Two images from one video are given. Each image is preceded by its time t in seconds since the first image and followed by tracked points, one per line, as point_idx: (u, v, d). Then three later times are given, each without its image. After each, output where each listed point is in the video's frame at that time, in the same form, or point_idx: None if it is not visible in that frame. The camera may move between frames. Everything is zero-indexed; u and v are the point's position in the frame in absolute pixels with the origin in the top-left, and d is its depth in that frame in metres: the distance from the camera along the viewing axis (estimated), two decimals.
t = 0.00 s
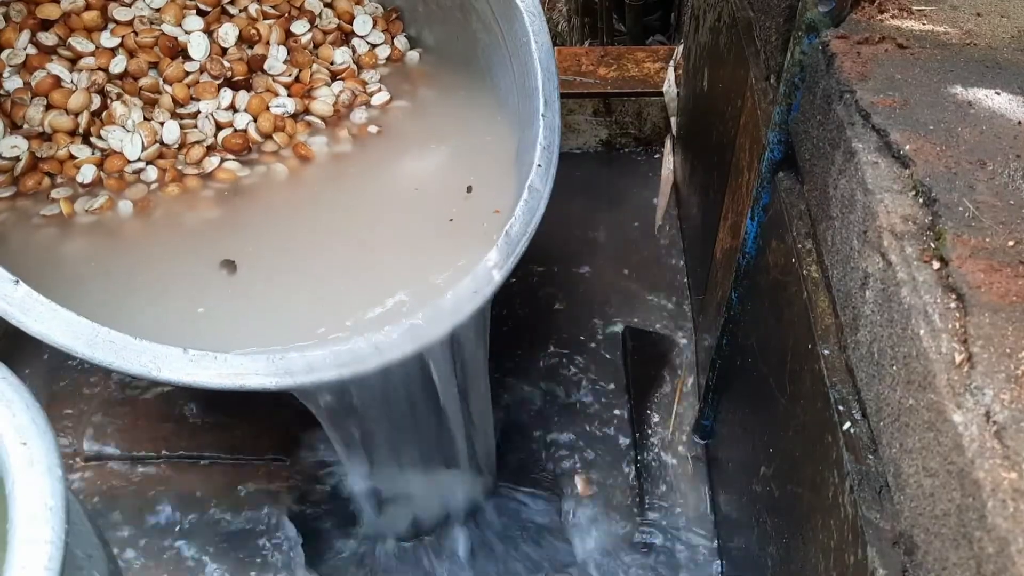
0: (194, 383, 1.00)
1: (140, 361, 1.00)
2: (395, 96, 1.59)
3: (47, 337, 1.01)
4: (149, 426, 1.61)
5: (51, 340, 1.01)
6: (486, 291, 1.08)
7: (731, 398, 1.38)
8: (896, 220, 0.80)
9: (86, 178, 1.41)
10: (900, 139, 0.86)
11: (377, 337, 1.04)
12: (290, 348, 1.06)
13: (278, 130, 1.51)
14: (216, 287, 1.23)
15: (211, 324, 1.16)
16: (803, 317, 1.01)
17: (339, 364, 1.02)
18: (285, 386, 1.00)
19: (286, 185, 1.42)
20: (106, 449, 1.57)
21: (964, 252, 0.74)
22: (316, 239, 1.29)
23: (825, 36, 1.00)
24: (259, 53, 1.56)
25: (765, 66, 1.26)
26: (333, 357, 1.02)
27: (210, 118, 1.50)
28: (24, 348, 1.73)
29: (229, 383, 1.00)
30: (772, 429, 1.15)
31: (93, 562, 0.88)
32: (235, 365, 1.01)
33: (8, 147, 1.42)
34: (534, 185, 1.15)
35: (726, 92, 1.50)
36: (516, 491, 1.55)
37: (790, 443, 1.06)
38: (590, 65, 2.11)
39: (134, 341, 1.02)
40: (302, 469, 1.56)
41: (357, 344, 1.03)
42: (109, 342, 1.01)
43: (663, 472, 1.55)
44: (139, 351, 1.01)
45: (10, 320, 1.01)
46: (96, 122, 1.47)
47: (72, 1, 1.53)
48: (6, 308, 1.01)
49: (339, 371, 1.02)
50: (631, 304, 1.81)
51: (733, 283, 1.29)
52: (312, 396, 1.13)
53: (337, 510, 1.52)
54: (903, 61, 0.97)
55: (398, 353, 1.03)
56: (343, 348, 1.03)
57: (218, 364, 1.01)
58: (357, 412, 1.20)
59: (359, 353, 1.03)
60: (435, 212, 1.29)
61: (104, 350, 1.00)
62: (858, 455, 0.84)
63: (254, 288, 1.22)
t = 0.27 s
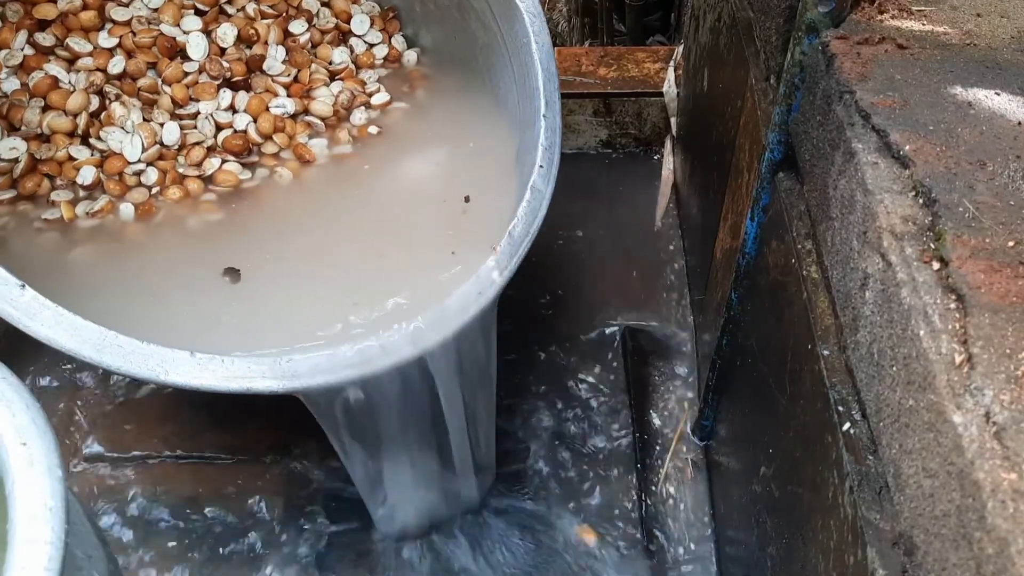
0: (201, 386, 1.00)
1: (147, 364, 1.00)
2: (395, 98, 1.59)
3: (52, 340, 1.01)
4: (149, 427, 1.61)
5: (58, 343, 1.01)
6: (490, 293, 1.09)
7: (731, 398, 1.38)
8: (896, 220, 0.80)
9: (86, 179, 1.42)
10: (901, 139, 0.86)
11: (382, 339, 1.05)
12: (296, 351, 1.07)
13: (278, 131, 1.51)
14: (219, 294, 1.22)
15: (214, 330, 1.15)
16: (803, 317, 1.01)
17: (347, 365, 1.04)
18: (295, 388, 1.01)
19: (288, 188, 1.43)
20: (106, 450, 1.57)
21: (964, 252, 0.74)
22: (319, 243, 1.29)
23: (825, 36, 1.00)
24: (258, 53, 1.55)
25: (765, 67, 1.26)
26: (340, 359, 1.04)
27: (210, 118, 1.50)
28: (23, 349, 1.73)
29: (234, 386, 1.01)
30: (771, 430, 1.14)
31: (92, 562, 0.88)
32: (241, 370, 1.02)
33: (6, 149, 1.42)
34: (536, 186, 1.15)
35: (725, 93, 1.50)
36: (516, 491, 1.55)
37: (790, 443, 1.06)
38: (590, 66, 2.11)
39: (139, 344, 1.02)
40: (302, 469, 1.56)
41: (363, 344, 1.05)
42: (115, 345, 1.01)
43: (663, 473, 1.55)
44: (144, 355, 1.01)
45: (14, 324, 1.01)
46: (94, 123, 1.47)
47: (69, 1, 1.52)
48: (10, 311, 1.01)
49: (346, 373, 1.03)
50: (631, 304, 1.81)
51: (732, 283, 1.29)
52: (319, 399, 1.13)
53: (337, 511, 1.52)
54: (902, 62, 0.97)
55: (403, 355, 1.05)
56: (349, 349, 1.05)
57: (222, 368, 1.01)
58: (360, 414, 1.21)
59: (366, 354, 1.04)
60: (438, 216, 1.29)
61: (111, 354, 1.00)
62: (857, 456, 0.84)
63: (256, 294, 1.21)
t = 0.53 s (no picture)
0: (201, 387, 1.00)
1: (148, 367, 1.00)
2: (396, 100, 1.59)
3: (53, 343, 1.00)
4: (148, 428, 1.61)
5: (58, 345, 1.01)
6: (491, 294, 1.08)
7: (731, 398, 1.38)
8: (895, 221, 0.80)
9: (86, 180, 1.42)
10: (900, 139, 0.86)
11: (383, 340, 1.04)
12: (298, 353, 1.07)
13: (279, 132, 1.50)
14: (219, 299, 1.22)
15: (214, 334, 1.15)
16: (803, 317, 1.01)
17: (348, 366, 1.02)
18: (294, 389, 1.01)
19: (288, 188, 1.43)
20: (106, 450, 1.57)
21: (964, 253, 0.74)
22: (319, 247, 1.28)
23: (825, 36, 1.00)
24: (258, 53, 1.55)
25: (764, 67, 1.26)
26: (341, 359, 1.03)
27: (210, 119, 1.50)
28: (23, 350, 1.73)
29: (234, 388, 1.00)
30: (771, 430, 1.14)
31: (91, 563, 0.88)
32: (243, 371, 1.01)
33: (6, 149, 1.41)
34: (536, 188, 1.15)
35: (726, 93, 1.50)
36: (516, 492, 1.55)
37: (790, 444, 1.06)
38: (589, 66, 2.11)
39: (140, 346, 1.01)
40: (302, 470, 1.56)
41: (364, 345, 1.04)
42: (116, 347, 1.01)
43: (663, 473, 1.55)
44: (145, 357, 1.00)
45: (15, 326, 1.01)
46: (94, 123, 1.47)
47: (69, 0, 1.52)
48: (11, 313, 1.01)
49: (347, 374, 1.02)
50: (630, 305, 1.81)
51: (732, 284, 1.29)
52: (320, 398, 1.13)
53: (337, 512, 1.52)
54: (902, 63, 0.97)
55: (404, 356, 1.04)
56: (350, 349, 1.03)
57: (224, 371, 1.01)
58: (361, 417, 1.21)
59: (368, 354, 1.03)
60: (438, 219, 1.28)
61: (112, 356, 1.00)
62: (857, 456, 0.84)
63: (257, 297, 1.21)
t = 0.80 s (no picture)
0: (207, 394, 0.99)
1: (151, 371, 1.00)
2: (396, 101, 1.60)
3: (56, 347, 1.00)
4: (148, 428, 1.60)
5: (62, 350, 1.00)
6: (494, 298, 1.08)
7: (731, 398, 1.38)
8: (895, 220, 0.80)
9: (86, 180, 1.42)
10: (900, 139, 0.86)
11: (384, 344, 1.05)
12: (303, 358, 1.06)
13: (279, 132, 1.50)
14: (221, 305, 1.21)
15: (214, 341, 1.14)
16: (803, 317, 1.00)
17: (348, 371, 1.03)
18: (296, 395, 1.01)
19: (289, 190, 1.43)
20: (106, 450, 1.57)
21: (964, 252, 0.74)
22: (321, 252, 1.28)
23: (824, 36, 0.99)
24: (258, 52, 1.55)
25: (764, 66, 1.26)
26: (341, 366, 1.03)
27: (210, 119, 1.50)
28: (22, 350, 1.72)
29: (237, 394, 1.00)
30: (771, 430, 1.14)
31: (90, 564, 0.88)
32: (246, 376, 1.01)
33: (5, 148, 1.41)
34: (539, 191, 1.15)
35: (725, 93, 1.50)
36: (516, 492, 1.55)
37: (790, 444, 1.06)
38: (589, 65, 2.11)
39: (144, 351, 1.01)
40: (301, 470, 1.56)
41: (365, 351, 1.04)
42: (122, 352, 1.01)
43: (663, 473, 1.55)
44: (148, 362, 1.00)
45: (19, 330, 1.00)
46: (93, 122, 1.47)
47: None
48: (14, 317, 1.00)
49: (348, 380, 1.03)
50: (630, 304, 1.80)
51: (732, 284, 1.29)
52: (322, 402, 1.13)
53: (336, 512, 1.52)
54: (902, 62, 0.97)
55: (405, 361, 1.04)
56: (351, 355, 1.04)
57: (229, 377, 1.01)
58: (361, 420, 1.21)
59: (369, 360, 1.03)
60: (440, 222, 1.28)
61: (115, 361, 1.00)
62: (857, 456, 0.84)
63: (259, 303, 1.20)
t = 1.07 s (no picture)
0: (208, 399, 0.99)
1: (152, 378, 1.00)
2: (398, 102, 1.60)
3: (56, 353, 1.00)
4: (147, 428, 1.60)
5: (63, 356, 1.00)
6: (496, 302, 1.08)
7: (730, 398, 1.38)
8: (895, 219, 0.80)
9: (86, 181, 1.42)
10: (900, 138, 0.86)
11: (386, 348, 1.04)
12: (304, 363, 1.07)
13: (280, 133, 1.50)
14: (221, 308, 1.21)
15: (215, 345, 1.14)
16: (802, 316, 1.00)
17: (351, 377, 1.03)
18: (299, 401, 1.01)
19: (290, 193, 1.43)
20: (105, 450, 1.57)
21: (964, 251, 0.74)
22: (322, 255, 1.28)
23: (824, 35, 0.99)
24: (259, 51, 1.55)
25: (764, 65, 1.26)
26: (344, 371, 1.03)
27: (211, 118, 1.50)
28: (21, 350, 1.72)
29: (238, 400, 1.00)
30: (771, 429, 1.14)
31: (91, 564, 0.88)
32: (248, 382, 1.01)
33: (5, 148, 1.41)
34: (540, 195, 1.14)
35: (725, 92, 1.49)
36: (516, 492, 1.55)
37: (789, 443, 1.06)
38: (588, 65, 2.11)
39: (145, 357, 1.01)
40: (301, 470, 1.56)
41: (368, 356, 1.04)
42: (122, 358, 1.01)
43: (663, 472, 1.55)
44: (149, 368, 1.00)
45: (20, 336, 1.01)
46: (93, 122, 1.47)
47: None
48: (16, 324, 1.01)
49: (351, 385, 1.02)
50: (630, 304, 1.80)
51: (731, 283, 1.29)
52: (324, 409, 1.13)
53: (336, 512, 1.52)
54: (902, 61, 0.97)
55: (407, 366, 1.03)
56: (353, 359, 1.04)
57: (230, 382, 1.01)
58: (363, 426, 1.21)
59: (371, 365, 1.03)
60: (441, 226, 1.28)
61: (117, 367, 1.00)
62: (857, 455, 0.84)
63: (259, 306, 1.20)
